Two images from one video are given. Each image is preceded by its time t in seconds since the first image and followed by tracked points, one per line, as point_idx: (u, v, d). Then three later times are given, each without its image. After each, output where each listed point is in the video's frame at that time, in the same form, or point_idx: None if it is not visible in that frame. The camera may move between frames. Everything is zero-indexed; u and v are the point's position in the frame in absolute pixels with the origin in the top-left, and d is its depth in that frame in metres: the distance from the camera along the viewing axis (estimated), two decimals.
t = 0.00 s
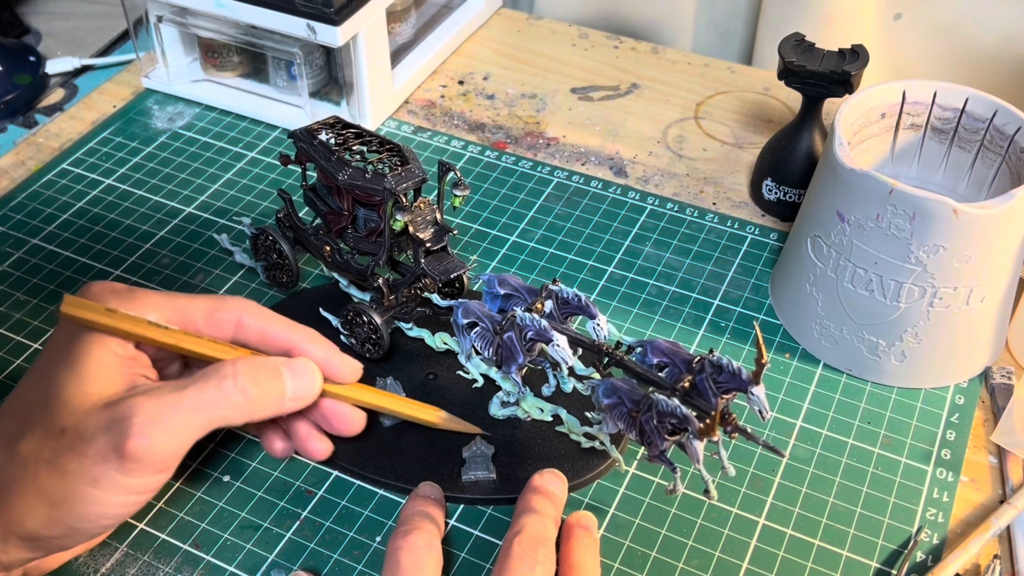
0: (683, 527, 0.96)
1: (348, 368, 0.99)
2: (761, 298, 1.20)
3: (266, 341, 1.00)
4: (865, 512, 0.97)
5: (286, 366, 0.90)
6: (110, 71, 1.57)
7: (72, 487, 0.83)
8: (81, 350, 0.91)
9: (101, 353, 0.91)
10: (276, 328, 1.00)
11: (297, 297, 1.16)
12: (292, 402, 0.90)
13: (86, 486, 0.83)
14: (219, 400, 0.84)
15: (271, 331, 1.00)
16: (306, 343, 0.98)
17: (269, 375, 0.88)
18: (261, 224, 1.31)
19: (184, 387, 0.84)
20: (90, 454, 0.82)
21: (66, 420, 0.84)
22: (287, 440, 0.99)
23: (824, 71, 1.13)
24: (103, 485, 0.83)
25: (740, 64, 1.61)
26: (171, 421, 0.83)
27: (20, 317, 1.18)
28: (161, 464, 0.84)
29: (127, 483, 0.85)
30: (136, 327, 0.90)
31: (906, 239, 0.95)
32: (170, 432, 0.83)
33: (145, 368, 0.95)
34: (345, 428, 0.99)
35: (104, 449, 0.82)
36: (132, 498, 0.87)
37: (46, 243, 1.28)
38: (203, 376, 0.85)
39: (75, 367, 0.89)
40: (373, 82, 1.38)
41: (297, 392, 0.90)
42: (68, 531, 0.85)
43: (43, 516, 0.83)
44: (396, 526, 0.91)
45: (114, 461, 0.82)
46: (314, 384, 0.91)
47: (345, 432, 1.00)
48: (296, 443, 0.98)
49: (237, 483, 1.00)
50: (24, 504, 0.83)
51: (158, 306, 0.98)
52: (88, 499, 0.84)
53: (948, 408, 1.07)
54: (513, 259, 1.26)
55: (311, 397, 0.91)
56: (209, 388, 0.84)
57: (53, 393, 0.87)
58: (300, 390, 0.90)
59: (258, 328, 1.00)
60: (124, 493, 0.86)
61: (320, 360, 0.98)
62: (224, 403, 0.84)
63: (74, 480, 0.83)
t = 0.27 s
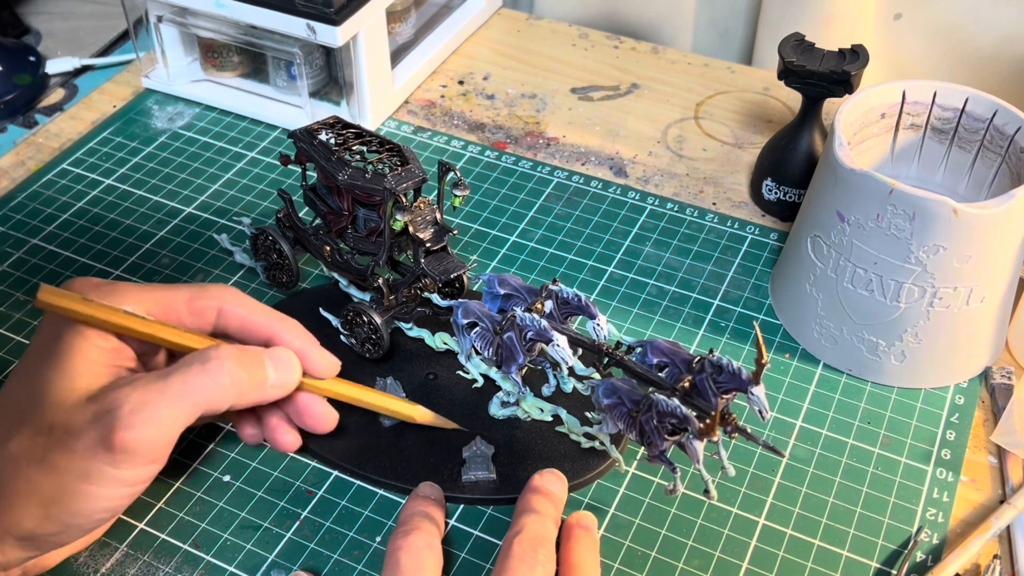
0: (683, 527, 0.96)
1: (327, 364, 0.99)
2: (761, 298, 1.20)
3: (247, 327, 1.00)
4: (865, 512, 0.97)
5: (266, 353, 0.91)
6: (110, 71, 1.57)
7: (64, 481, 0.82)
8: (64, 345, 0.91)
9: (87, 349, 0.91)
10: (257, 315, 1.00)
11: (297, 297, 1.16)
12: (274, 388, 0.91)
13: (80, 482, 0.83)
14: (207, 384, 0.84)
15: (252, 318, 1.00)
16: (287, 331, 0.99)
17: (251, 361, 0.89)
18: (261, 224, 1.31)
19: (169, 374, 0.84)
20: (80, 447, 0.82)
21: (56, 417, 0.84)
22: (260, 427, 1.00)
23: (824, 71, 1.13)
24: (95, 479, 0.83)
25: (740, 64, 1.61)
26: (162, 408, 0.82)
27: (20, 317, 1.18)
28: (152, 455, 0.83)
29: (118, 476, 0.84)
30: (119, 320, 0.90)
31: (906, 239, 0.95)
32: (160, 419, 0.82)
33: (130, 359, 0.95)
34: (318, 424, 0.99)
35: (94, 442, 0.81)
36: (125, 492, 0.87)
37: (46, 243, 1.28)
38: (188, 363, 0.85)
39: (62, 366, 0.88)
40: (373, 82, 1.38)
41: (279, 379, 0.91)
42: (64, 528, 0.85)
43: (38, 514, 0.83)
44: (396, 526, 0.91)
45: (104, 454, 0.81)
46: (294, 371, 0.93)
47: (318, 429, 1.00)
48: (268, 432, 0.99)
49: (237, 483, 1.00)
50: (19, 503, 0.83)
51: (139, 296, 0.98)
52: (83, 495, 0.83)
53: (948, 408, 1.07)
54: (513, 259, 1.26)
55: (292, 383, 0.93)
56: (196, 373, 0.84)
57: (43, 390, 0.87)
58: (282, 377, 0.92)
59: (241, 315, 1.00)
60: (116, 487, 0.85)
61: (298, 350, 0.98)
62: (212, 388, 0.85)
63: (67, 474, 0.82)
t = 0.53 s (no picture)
0: (683, 527, 0.96)
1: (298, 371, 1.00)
2: (761, 298, 1.20)
3: (227, 325, 0.99)
4: (865, 512, 0.97)
5: (238, 353, 0.92)
6: (110, 71, 1.57)
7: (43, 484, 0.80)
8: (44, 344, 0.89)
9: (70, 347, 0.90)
10: (237, 313, 0.99)
11: (297, 298, 1.16)
12: (244, 384, 0.91)
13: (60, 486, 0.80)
14: (180, 373, 0.83)
15: (234, 317, 0.99)
16: (265, 334, 0.99)
17: (226, 356, 0.89)
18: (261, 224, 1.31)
19: (140, 365, 0.82)
20: (55, 445, 0.79)
21: (33, 420, 0.83)
22: (224, 424, 1.00)
23: (825, 71, 1.13)
24: (74, 478, 0.81)
25: (740, 64, 1.61)
26: (136, 397, 0.81)
27: (20, 317, 1.18)
28: (129, 447, 0.81)
29: (97, 474, 0.81)
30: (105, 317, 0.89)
31: (906, 239, 0.95)
32: (135, 411, 0.81)
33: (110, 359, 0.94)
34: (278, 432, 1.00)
35: (70, 437, 0.79)
36: (106, 490, 0.84)
37: (46, 243, 1.28)
38: (160, 353, 0.83)
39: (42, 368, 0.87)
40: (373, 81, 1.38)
41: (251, 375, 0.92)
42: (45, 531, 0.83)
43: (17, 520, 0.81)
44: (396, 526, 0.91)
45: (80, 450, 0.79)
46: (264, 368, 0.94)
47: (280, 437, 1.01)
48: (233, 430, 1.00)
49: (237, 483, 1.00)
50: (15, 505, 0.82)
51: (118, 297, 0.97)
52: (66, 495, 0.81)
53: (948, 408, 1.07)
54: (513, 259, 1.26)
55: (262, 381, 0.93)
56: (167, 362, 0.83)
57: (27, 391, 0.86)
58: (253, 376, 0.92)
59: (223, 314, 0.99)
60: (98, 486, 0.83)
61: (273, 355, 0.98)
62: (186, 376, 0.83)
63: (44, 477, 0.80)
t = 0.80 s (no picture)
0: (683, 527, 0.96)
1: (275, 366, 0.98)
2: (761, 298, 1.20)
3: (205, 313, 0.98)
4: (865, 512, 0.97)
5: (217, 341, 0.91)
6: (111, 71, 1.57)
7: (37, 477, 0.80)
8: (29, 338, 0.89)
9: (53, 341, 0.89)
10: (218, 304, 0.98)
11: (297, 298, 1.16)
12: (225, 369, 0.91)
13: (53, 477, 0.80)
14: (162, 351, 0.81)
15: (213, 307, 0.98)
16: (243, 325, 0.98)
17: (206, 341, 0.88)
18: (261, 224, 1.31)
19: (123, 349, 0.81)
20: (43, 434, 0.79)
21: (18, 412, 0.82)
22: (196, 415, 1.00)
23: (824, 71, 1.13)
24: (66, 467, 0.79)
25: (740, 64, 1.61)
26: (124, 380, 0.79)
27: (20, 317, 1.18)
28: (120, 431, 0.80)
29: (89, 461, 0.80)
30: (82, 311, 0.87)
31: (906, 239, 0.95)
32: (122, 393, 0.79)
33: (94, 349, 0.93)
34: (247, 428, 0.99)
35: (55, 427, 0.78)
36: (98, 474, 0.82)
37: (46, 243, 1.28)
38: (140, 336, 0.82)
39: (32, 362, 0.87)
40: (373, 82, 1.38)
41: (229, 364, 0.91)
42: (37, 521, 0.82)
43: (8, 515, 0.80)
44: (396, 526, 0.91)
45: (69, 437, 0.78)
46: (242, 357, 0.93)
47: (246, 431, 0.99)
48: (201, 421, 1.00)
49: (237, 483, 1.00)
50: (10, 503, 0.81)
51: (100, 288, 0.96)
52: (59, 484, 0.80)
53: (948, 408, 1.07)
54: (513, 259, 1.26)
55: (236, 369, 0.92)
56: (148, 344, 0.81)
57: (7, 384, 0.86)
58: (231, 365, 0.91)
59: (201, 304, 0.98)
60: (91, 472, 0.82)
61: (248, 346, 0.97)
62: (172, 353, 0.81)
63: (39, 470, 0.79)
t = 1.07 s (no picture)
0: (683, 527, 0.96)
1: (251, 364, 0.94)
2: (761, 298, 1.20)
3: (185, 307, 0.94)
4: (865, 512, 0.97)
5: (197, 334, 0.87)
6: (111, 71, 1.57)
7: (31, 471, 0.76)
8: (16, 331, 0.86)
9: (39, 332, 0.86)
10: (199, 296, 0.94)
11: (297, 298, 1.16)
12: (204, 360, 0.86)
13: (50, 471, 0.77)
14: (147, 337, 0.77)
15: (196, 298, 0.94)
16: (221, 320, 0.93)
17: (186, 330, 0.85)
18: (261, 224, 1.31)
19: (108, 336, 0.77)
20: (32, 427, 0.74)
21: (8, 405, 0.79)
22: (167, 407, 0.98)
23: (824, 71, 1.13)
24: (58, 457, 0.75)
25: (740, 64, 1.61)
26: (110, 367, 0.75)
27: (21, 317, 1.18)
28: (108, 418, 0.76)
29: (81, 449, 0.76)
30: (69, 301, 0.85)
31: (906, 239, 0.95)
32: (108, 380, 0.75)
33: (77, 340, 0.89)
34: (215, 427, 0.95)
35: (43, 418, 0.74)
36: (93, 464, 0.78)
37: (46, 243, 1.28)
38: (124, 322, 0.78)
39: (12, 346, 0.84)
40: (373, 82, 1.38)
41: (208, 358, 0.87)
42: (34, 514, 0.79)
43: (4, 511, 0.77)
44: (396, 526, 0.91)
45: (57, 427, 0.74)
46: (219, 351, 0.89)
47: (213, 430, 0.95)
48: (173, 414, 0.98)
49: (237, 483, 1.00)
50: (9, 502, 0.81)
51: (85, 286, 0.93)
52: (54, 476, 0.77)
53: (948, 408, 1.07)
54: (513, 259, 1.26)
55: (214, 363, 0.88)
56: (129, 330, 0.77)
57: None
58: (210, 357, 0.87)
59: (183, 295, 0.94)
60: (82, 462, 0.77)
61: (225, 343, 0.93)
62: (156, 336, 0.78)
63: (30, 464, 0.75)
